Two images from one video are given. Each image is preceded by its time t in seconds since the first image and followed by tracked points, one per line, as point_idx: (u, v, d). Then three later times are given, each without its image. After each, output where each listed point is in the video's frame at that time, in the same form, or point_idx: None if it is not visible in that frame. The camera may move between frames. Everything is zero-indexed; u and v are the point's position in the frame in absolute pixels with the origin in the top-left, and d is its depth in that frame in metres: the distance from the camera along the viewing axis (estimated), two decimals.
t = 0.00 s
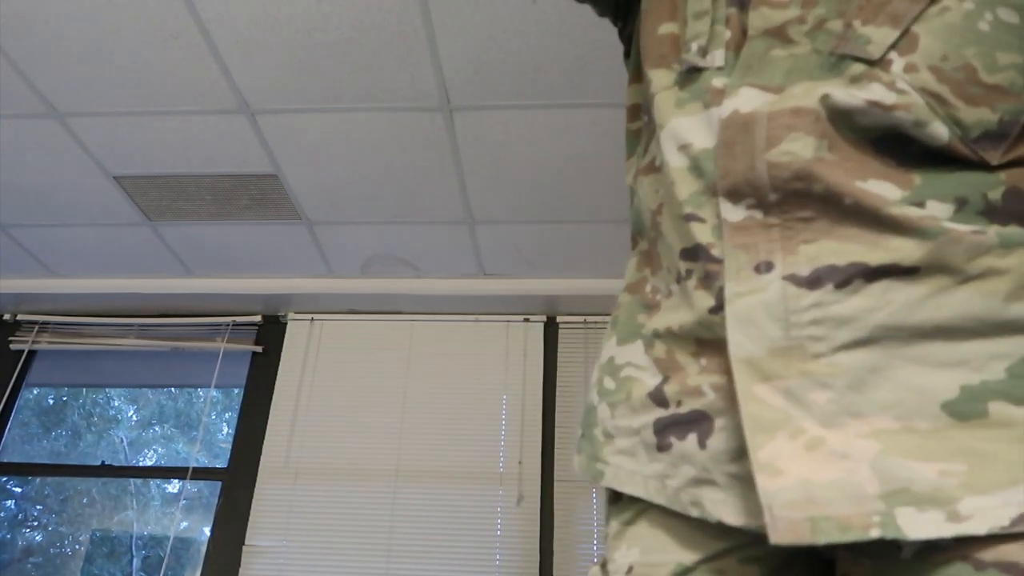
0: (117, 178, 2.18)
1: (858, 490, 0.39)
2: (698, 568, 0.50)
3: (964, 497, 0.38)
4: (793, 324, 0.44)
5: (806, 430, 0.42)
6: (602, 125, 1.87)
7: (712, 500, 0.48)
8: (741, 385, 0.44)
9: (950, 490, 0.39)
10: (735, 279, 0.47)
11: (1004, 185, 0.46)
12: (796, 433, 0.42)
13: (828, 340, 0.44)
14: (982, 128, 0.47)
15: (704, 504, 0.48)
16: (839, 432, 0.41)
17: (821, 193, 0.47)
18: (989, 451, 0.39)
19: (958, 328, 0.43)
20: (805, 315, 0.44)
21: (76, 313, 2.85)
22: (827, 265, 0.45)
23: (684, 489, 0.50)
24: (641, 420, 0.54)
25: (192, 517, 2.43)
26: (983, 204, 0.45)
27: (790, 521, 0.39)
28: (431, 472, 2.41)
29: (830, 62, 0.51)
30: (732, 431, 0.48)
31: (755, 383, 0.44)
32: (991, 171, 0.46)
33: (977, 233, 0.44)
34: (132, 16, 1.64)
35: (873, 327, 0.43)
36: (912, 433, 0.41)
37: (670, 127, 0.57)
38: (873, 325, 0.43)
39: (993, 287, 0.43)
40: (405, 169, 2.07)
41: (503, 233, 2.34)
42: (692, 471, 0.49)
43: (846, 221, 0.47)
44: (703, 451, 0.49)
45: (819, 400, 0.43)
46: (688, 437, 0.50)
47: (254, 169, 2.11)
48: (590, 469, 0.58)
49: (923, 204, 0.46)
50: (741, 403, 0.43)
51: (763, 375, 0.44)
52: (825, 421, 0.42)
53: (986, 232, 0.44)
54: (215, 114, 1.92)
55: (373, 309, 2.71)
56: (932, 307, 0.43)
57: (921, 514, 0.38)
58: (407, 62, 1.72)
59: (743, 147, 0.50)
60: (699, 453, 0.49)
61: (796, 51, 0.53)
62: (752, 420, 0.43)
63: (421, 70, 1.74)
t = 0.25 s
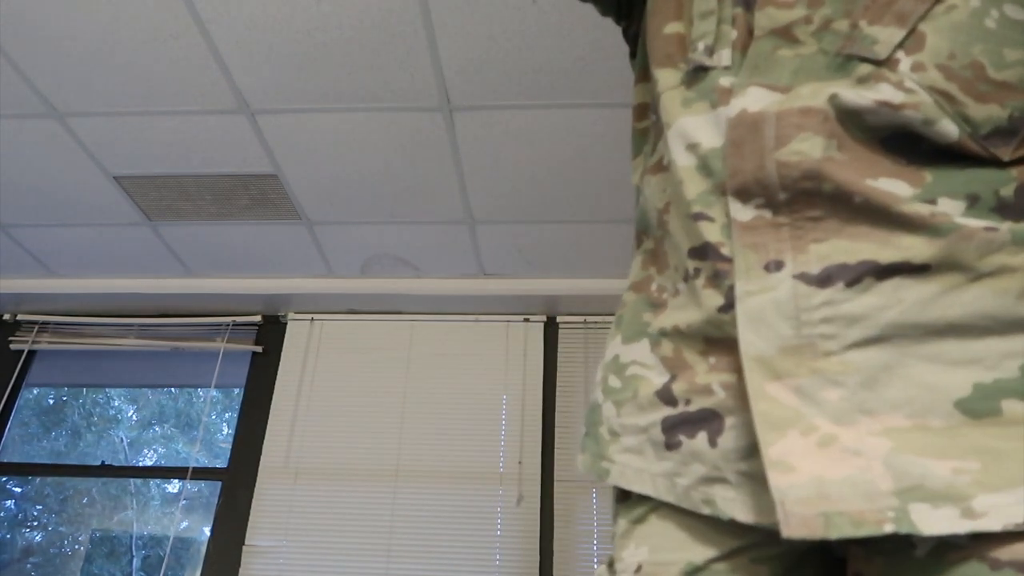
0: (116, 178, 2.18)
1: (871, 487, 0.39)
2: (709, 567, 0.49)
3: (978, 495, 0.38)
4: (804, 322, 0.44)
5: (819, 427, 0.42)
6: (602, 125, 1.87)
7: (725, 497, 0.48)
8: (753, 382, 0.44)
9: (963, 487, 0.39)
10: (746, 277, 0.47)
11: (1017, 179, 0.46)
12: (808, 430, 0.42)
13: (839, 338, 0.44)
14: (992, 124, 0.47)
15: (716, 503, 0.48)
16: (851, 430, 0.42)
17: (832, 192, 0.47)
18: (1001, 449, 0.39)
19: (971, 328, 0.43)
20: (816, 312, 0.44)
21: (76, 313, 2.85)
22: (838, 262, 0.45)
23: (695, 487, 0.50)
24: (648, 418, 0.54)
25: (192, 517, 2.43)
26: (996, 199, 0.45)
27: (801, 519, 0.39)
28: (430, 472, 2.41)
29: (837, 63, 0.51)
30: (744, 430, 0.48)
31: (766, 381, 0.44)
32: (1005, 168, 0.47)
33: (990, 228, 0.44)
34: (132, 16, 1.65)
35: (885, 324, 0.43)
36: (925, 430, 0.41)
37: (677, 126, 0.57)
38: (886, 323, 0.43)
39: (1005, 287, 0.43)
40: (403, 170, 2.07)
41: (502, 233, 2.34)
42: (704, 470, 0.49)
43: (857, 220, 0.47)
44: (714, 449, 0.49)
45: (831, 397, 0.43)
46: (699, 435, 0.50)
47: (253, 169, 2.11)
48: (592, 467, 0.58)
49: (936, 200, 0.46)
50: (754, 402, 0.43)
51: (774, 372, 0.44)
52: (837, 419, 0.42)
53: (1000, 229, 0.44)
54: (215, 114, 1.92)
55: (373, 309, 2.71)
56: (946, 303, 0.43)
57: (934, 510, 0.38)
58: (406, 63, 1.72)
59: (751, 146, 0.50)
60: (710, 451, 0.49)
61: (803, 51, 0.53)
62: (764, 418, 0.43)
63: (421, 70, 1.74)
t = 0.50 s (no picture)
0: (116, 178, 2.18)
1: (862, 479, 0.39)
2: (707, 560, 0.49)
3: (970, 489, 0.38)
4: (798, 315, 0.44)
5: (812, 420, 0.41)
6: (602, 125, 1.87)
7: (723, 494, 0.48)
8: (745, 374, 0.44)
9: (956, 481, 0.38)
10: (741, 272, 0.47)
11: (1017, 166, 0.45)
12: (801, 423, 0.41)
13: (834, 331, 0.44)
14: (987, 114, 0.47)
15: (713, 499, 0.48)
16: (845, 422, 0.41)
17: (825, 185, 0.47)
18: (998, 442, 0.39)
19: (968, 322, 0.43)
20: (809, 306, 0.44)
21: (76, 313, 2.86)
22: (832, 255, 0.45)
23: (695, 484, 0.50)
24: (652, 418, 0.54)
25: (192, 517, 2.43)
26: (996, 185, 0.45)
27: (789, 510, 0.39)
28: (431, 472, 2.41)
29: (830, 58, 0.51)
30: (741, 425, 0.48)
31: (759, 374, 0.44)
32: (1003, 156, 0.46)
33: (988, 220, 0.44)
34: (132, 16, 1.64)
35: (880, 317, 0.43)
36: (920, 423, 0.41)
37: (673, 126, 0.57)
38: (880, 316, 0.43)
39: (1001, 280, 0.43)
40: (404, 170, 2.07)
41: (502, 233, 2.33)
42: (703, 467, 0.49)
43: (852, 213, 0.46)
44: (711, 446, 0.49)
45: (824, 389, 0.42)
46: (698, 432, 0.50)
47: (253, 169, 2.11)
48: (605, 470, 0.58)
49: (933, 188, 0.46)
50: (744, 395, 0.43)
51: (767, 365, 0.44)
52: (830, 412, 0.42)
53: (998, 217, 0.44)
54: (215, 114, 1.92)
55: (373, 309, 2.71)
56: (940, 296, 0.43)
57: (926, 504, 0.38)
58: (406, 63, 1.72)
59: (744, 143, 0.50)
60: (708, 447, 0.49)
61: (797, 46, 0.53)
62: (755, 411, 0.42)
63: (421, 71, 1.74)
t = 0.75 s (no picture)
0: (117, 178, 2.18)
1: (848, 473, 0.39)
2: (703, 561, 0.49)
3: (957, 482, 0.37)
4: (784, 309, 0.44)
5: (798, 413, 0.41)
6: (602, 124, 1.87)
7: (716, 495, 0.47)
8: (731, 369, 0.44)
9: (942, 474, 0.38)
10: (728, 268, 0.47)
11: (1006, 154, 0.45)
12: (787, 416, 0.41)
13: (820, 324, 0.43)
14: (972, 104, 0.47)
15: (708, 501, 0.47)
16: (832, 415, 0.41)
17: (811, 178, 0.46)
18: (987, 434, 0.39)
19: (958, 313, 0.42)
20: (796, 300, 0.44)
21: (76, 313, 2.86)
22: (818, 249, 0.45)
23: (689, 486, 0.49)
24: (651, 423, 0.54)
25: (192, 517, 2.43)
26: (986, 173, 0.44)
27: (772, 504, 0.39)
28: (431, 471, 2.41)
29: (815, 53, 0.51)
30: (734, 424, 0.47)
31: (746, 368, 0.44)
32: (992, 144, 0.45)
33: (974, 211, 0.43)
34: (132, 16, 1.64)
35: (867, 309, 0.43)
36: (909, 416, 0.40)
37: (664, 132, 0.57)
38: (867, 307, 0.43)
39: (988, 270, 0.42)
40: (405, 170, 2.07)
41: (502, 233, 2.33)
42: (696, 467, 0.48)
43: (840, 205, 0.46)
44: (704, 446, 0.48)
45: (810, 382, 0.42)
46: (692, 433, 0.49)
47: (254, 169, 2.10)
48: (609, 480, 0.58)
49: (921, 178, 0.45)
50: (730, 389, 0.43)
51: (753, 360, 0.44)
52: (816, 405, 0.41)
53: (987, 205, 0.43)
54: (215, 115, 1.92)
55: (373, 309, 2.71)
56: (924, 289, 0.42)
57: (912, 498, 0.38)
58: (406, 64, 1.72)
59: (728, 142, 0.50)
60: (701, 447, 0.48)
61: (784, 43, 0.53)
62: (739, 405, 0.42)
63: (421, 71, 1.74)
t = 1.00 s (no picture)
0: (117, 178, 2.18)
1: (864, 488, 0.37)
2: (703, 563, 0.49)
3: (979, 496, 0.36)
4: (796, 319, 0.42)
5: (813, 427, 0.40)
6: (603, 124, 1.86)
7: (732, 510, 0.46)
8: (742, 382, 0.42)
9: (962, 488, 0.36)
10: (739, 279, 0.46)
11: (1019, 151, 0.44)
12: (801, 430, 0.40)
13: (833, 333, 0.41)
14: (981, 98, 0.46)
15: (724, 517, 0.47)
16: (847, 428, 0.39)
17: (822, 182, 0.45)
18: (1006, 445, 0.37)
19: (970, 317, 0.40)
20: (809, 311, 0.42)
21: (77, 313, 2.85)
22: (830, 255, 0.43)
23: (704, 501, 0.48)
24: (660, 435, 0.53)
25: (192, 516, 2.42)
26: (1000, 170, 0.43)
27: (786, 522, 0.38)
28: (431, 471, 2.40)
29: (819, 49, 0.49)
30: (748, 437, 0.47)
31: (757, 380, 0.42)
32: (1002, 139, 0.45)
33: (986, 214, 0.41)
34: (132, 17, 1.64)
35: (881, 317, 0.41)
36: (926, 429, 0.38)
37: (670, 146, 0.55)
38: (882, 316, 0.41)
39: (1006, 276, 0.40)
40: (405, 170, 2.07)
41: (503, 233, 2.33)
42: (712, 481, 0.48)
43: (850, 209, 0.44)
44: (718, 460, 0.47)
45: (824, 395, 0.40)
46: (705, 446, 0.49)
47: (254, 169, 2.10)
48: (616, 493, 0.57)
49: (935, 174, 0.43)
50: (743, 403, 0.42)
51: (765, 371, 0.42)
52: (831, 417, 0.40)
53: (1004, 206, 0.41)
54: (215, 114, 1.92)
55: (373, 309, 2.70)
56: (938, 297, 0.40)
57: (932, 513, 0.36)
58: (407, 65, 1.72)
59: (740, 153, 0.49)
60: (715, 461, 0.48)
61: (785, 40, 0.51)
62: (752, 418, 0.41)
63: (421, 71, 1.74)
